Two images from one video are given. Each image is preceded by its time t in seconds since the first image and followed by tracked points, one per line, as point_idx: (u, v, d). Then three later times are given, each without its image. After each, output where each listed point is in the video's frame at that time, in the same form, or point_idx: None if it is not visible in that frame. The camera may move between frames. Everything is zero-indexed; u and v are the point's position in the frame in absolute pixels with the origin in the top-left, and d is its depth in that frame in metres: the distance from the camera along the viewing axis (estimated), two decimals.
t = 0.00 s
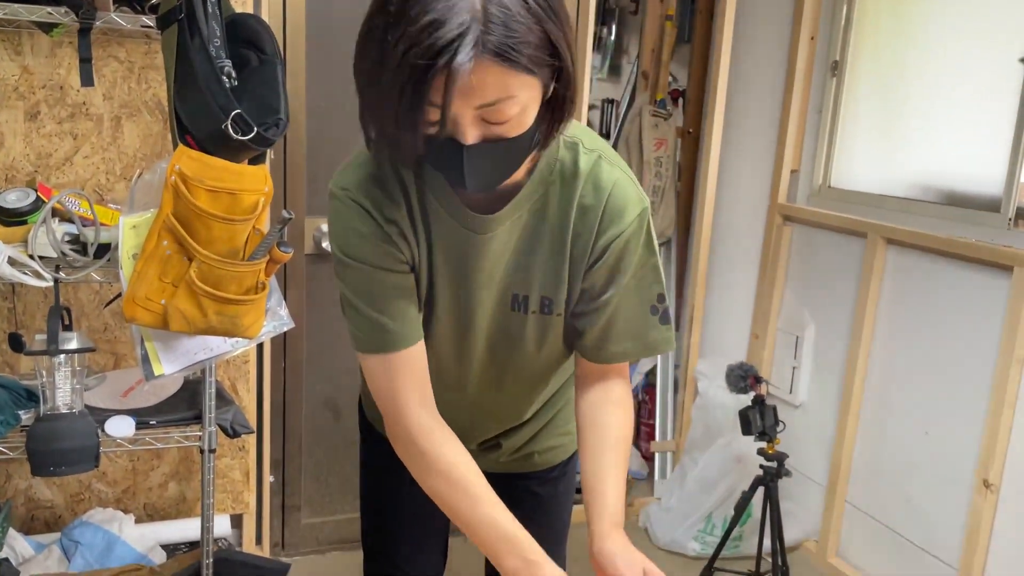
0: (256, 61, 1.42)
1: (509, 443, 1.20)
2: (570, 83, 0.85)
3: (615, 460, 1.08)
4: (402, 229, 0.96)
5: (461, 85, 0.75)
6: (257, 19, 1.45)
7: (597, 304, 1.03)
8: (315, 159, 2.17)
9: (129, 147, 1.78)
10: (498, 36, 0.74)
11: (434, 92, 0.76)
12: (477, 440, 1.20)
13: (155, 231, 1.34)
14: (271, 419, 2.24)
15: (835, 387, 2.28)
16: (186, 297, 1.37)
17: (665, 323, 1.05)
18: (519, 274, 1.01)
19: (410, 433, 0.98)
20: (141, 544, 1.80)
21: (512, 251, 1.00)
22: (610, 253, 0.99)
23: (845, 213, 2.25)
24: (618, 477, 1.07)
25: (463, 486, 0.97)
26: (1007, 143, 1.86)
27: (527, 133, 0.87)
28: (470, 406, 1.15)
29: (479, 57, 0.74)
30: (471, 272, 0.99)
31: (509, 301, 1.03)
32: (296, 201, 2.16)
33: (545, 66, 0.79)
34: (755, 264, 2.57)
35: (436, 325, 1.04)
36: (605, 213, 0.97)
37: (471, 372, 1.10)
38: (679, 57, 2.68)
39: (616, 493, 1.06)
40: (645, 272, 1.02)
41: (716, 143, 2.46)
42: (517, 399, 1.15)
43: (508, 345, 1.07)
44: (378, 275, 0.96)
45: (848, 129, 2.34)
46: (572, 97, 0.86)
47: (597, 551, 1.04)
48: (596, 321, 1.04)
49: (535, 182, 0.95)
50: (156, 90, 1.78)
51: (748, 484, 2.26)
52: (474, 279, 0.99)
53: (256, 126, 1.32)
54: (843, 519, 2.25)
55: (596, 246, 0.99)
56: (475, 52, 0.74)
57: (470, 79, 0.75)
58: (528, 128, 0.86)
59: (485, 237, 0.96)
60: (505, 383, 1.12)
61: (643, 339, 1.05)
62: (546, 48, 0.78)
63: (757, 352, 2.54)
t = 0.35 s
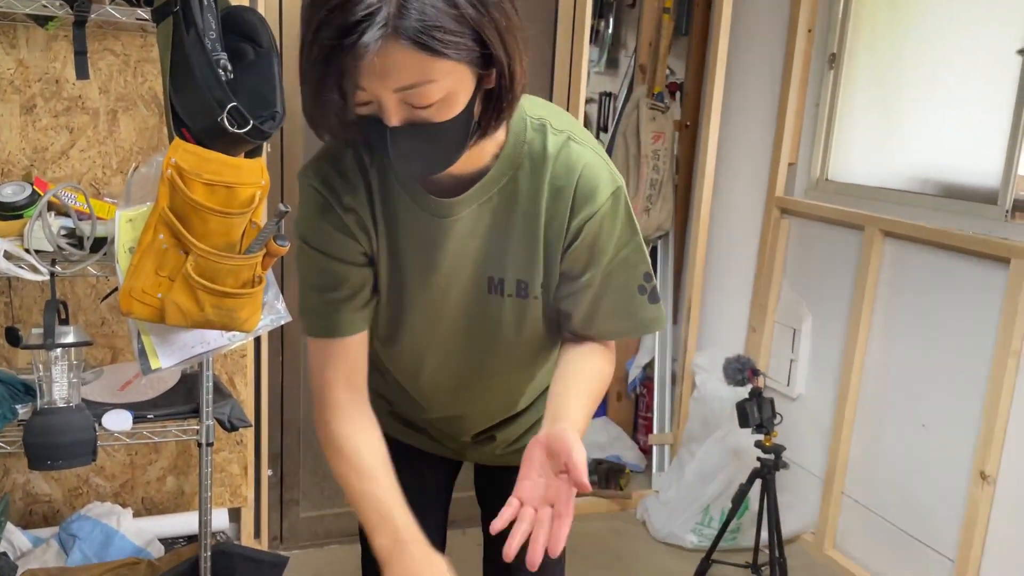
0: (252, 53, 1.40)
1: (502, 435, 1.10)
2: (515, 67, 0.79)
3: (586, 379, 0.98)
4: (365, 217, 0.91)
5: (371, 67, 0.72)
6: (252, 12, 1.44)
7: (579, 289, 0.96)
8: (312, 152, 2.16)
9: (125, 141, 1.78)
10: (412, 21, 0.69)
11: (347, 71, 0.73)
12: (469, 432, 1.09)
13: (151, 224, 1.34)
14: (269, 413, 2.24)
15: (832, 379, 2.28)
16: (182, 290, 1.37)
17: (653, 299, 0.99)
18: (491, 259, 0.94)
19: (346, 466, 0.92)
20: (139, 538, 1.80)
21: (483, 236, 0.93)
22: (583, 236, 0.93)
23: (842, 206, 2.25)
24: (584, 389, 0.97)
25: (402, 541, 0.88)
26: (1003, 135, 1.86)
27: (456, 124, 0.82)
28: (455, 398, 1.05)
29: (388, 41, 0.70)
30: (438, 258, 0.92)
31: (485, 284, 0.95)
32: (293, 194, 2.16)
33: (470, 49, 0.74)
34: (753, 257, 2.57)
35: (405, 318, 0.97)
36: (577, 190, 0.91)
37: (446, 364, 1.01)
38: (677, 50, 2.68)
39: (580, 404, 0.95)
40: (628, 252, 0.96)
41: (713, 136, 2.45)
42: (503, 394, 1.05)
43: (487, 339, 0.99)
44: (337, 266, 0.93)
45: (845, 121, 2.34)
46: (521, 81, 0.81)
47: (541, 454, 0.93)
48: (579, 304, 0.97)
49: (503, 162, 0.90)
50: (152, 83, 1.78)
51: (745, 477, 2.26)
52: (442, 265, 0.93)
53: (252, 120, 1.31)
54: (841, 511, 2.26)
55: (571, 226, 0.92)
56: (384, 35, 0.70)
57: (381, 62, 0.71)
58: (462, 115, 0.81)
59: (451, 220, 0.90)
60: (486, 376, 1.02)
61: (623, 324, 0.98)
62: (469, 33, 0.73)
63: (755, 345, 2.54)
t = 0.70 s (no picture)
0: (244, 47, 1.39)
1: (484, 432, 1.10)
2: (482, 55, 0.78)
3: (568, 398, 0.90)
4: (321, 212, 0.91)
5: (351, 62, 0.68)
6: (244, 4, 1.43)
7: (544, 295, 0.89)
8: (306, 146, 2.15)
9: (118, 136, 1.77)
10: (391, 11, 0.67)
11: (325, 70, 0.69)
12: (450, 428, 1.09)
13: (143, 219, 1.34)
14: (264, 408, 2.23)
15: (827, 372, 2.28)
16: (174, 285, 1.36)
17: (626, 302, 0.90)
18: (455, 256, 0.92)
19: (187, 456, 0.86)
20: (134, 533, 1.80)
21: (446, 232, 0.92)
22: (547, 237, 0.86)
23: (838, 199, 2.25)
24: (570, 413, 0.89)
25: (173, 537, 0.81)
26: (1000, 128, 1.85)
27: (433, 112, 0.79)
28: (431, 394, 1.05)
29: (367, 32, 0.67)
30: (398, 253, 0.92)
31: (451, 279, 0.94)
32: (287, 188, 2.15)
33: (444, 38, 0.72)
34: (749, 251, 2.57)
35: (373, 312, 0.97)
36: (540, 190, 0.85)
37: (417, 358, 1.01)
38: (672, 43, 2.67)
39: (564, 433, 0.87)
40: (599, 255, 0.87)
41: (709, 129, 2.45)
42: (476, 390, 1.04)
43: (454, 332, 0.98)
44: (287, 262, 0.91)
45: (841, 114, 2.33)
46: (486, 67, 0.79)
47: (530, 499, 0.87)
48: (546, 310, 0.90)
49: (460, 160, 0.88)
50: (144, 78, 1.77)
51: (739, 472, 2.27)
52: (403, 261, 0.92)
53: (243, 113, 1.31)
54: (837, 503, 2.26)
55: (532, 228, 0.87)
56: (363, 27, 0.67)
57: (361, 56, 0.68)
58: (436, 104, 0.78)
59: (409, 218, 0.89)
60: (459, 370, 1.01)
61: (589, 331, 0.89)
62: (443, 21, 0.71)
63: (751, 338, 2.54)
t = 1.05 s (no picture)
0: (242, 41, 1.37)
1: (474, 425, 1.11)
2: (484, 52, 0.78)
3: (547, 405, 0.92)
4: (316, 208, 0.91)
5: (366, 69, 0.68)
6: None
7: (539, 290, 0.90)
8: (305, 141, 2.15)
9: (117, 131, 1.77)
10: (403, 14, 0.67)
11: (339, 77, 0.68)
12: (441, 421, 1.09)
13: (142, 213, 1.34)
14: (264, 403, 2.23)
15: (826, 366, 2.29)
16: (173, 279, 1.36)
17: (619, 296, 0.91)
18: (449, 252, 0.93)
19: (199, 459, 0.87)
20: (134, 528, 1.80)
21: (440, 229, 0.91)
22: (543, 233, 0.86)
23: (837, 193, 2.25)
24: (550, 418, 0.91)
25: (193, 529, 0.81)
26: (999, 120, 1.85)
27: (439, 112, 0.79)
28: (423, 388, 1.05)
29: (381, 37, 0.67)
30: (392, 250, 0.91)
31: (443, 275, 0.94)
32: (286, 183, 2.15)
33: (451, 38, 0.72)
34: (748, 245, 2.57)
35: (365, 309, 0.96)
36: (534, 186, 0.86)
37: (410, 353, 1.01)
38: (671, 37, 2.67)
39: (542, 438, 0.90)
40: (593, 250, 0.88)
41: (708, 123, 2.44)
42: (467, 385, 1.05)
43: (446, 328, 0.98)
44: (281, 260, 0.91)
45: (841, 107, 2.32)
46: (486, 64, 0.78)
47: (506, 503, 0.89)
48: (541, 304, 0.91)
49: (455, 157, 0.87)
50: (142, 72, 1.77)
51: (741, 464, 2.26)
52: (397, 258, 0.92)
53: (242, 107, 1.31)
54: (836, 496, 2.26)
55: (527, 223, 0.87)
56: (377, 34, 0.66)
57: (375, 61, 0.68)
58: (442, 103, 0.78)
59: (404, 215, 0.89)
60: (450, 364, 1.02)
61: (581, 325, 0.90)
62: (449, 20, 0.71)
63: (750, 332, 2.54)
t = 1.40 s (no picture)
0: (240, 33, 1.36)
1: (471, 419, 1.11)
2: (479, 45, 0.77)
3: (537, 401, 0.95)
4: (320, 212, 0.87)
5: (360, 61, 0.68)
6: None
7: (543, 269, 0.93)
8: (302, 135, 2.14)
9: (113, 125, 1.77)
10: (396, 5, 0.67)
11: (334, 70, 0.68)
12: (438, 415, 1.09)
13: (138, 208, 1.33)
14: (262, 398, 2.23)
15: (824, 359, 2.29)
16: (170, 274, 1.35)
17: (617, 274, 0.95)
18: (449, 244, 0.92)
19: (340, 487, 0.90)
20: (133, 523, 1.80)
21: (440, 222, 0.91)
22: (547, 216, 0.89)
23: (835, 186, 2.24)
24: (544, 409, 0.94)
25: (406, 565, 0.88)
26: (998, 113, 1.85)
27: (435, 107, 0.79)
28: (423, 382, 1.05)
29: (374, 30, 0.67)
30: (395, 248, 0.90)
31: (443, 268, 0.93)
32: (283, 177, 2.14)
33: (446, 29, 0.72)
34: (746, 238, 2.57)
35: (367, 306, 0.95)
36: (536, 173, 0.87)
37: (411, 347, 1.01)
38: (670, 31, 2.66)
39: (537, 431, 0.93)
40: (589, 226, 0.92)
41: (706, 116, 2.44)
42: (466, 376, 1.05)
43: (446, 319, 0.98)
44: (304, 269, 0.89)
45: (839, 100, 2.32)
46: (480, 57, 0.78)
47: (504, 490, 0.95)
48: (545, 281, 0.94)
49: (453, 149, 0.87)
50: (139, 66, 1.76)
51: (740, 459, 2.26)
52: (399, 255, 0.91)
53: (239, 102, 1.30)
54: (834, 490, 2.27)
55: (528, 208, 0.89)
56: (370, 24, 0.66)
57: (370, 53, 0.68)
58: (438, 96, 0.78)
59: (406, 211, 0.88)
60: (450, 357, 1.02)
61: (582, 303, 0.94)
62: (443, 11, 0.71)
63: (749, 326, 2.54)
